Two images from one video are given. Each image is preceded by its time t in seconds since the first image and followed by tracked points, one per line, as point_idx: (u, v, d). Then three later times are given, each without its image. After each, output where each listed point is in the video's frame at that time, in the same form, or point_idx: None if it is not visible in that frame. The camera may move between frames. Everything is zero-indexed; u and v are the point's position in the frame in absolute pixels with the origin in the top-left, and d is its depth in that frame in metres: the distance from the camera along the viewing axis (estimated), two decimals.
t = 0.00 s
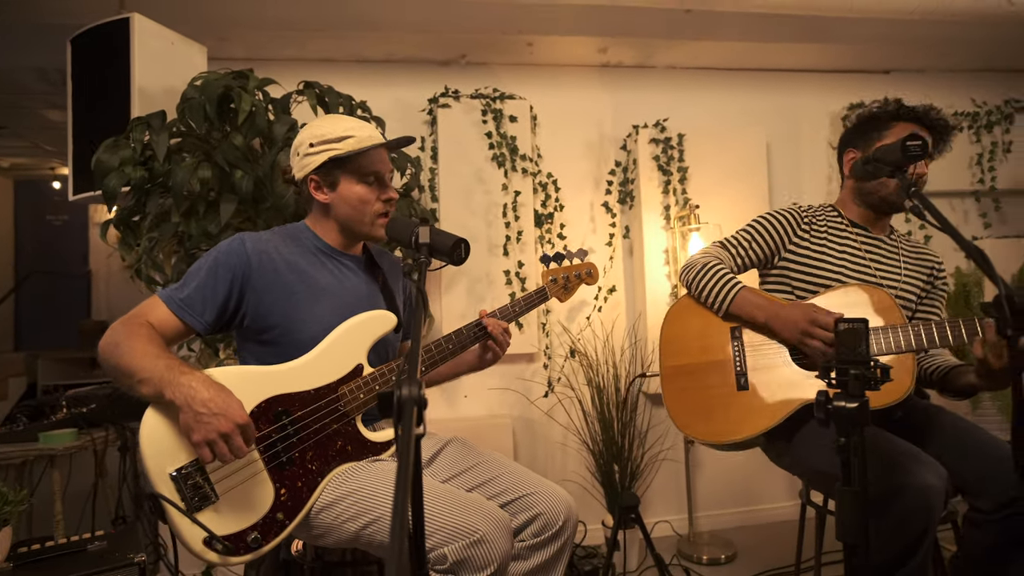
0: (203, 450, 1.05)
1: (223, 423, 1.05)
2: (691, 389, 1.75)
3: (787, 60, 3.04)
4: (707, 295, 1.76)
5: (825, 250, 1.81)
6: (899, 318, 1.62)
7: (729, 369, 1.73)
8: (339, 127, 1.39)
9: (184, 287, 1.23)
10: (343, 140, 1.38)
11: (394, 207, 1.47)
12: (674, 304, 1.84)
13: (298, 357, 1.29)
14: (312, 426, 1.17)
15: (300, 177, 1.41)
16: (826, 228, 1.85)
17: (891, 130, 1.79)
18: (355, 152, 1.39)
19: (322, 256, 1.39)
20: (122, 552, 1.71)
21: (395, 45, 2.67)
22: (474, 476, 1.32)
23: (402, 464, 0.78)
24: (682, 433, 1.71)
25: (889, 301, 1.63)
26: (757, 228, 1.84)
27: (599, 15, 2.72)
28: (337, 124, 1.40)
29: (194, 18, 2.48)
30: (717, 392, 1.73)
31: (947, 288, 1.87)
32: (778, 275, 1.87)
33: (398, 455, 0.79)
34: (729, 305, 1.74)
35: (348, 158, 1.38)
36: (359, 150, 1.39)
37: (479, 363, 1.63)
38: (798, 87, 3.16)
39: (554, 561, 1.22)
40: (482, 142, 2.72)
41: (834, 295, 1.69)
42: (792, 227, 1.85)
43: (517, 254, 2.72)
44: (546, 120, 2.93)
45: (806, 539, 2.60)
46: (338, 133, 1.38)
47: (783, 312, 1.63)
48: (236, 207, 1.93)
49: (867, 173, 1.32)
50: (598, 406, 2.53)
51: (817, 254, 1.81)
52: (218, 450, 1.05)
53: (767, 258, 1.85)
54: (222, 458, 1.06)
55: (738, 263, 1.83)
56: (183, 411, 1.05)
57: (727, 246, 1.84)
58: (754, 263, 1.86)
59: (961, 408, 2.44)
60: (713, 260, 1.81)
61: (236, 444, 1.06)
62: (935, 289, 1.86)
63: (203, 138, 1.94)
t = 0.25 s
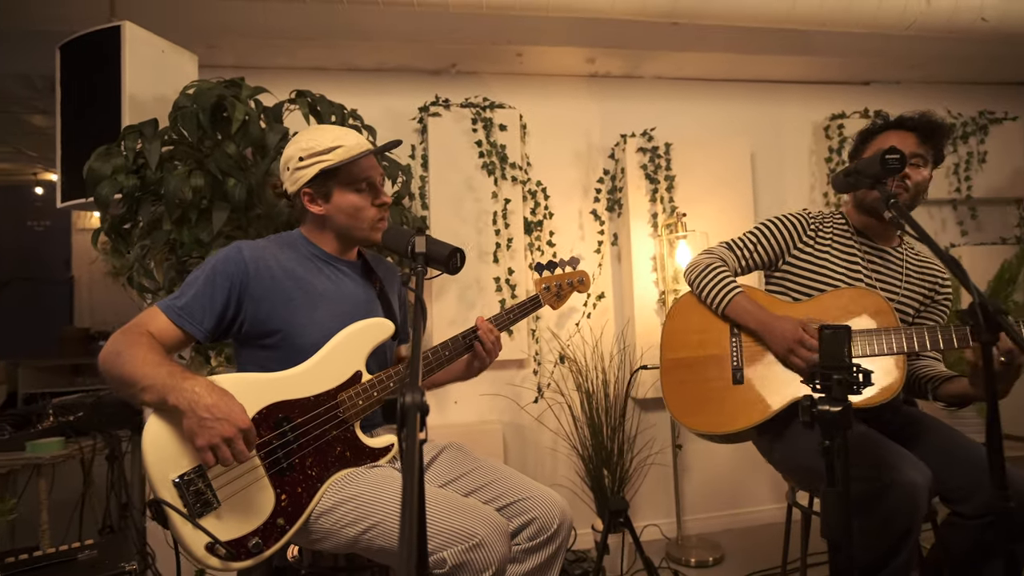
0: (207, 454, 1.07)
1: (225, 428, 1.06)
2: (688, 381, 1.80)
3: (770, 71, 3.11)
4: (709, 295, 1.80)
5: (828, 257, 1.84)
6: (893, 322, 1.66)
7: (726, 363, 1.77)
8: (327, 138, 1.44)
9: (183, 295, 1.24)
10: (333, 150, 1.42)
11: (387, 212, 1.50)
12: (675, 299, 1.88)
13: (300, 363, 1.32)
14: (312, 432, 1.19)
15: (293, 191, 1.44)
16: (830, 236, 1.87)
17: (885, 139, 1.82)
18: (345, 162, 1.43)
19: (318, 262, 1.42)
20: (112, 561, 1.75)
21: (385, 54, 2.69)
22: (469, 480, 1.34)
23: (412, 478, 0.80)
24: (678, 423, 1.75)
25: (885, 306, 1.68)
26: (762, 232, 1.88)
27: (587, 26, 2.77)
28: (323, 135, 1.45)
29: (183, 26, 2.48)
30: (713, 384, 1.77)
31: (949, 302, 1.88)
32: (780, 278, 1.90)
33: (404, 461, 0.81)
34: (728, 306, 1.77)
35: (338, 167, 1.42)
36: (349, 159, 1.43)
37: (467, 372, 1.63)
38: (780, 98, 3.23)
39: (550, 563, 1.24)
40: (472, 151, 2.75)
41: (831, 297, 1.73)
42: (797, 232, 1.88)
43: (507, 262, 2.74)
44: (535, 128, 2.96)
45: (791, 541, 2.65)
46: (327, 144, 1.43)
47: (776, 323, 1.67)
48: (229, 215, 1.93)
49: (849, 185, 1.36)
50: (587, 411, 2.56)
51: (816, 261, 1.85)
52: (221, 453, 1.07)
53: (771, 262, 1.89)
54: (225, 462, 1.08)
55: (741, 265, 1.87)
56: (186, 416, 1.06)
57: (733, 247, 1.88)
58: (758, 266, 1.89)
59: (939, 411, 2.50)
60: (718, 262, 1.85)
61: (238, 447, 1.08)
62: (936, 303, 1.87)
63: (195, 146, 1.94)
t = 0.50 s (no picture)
0: (207, 453, 1.08)
1: (226, 426, 1.09)
2: (685, 379, 1.86)
3: (760, 78, 3.16)
4: (703, 296, 1.86)
5: (824, 258, 1.87)
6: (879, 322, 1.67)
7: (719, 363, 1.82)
8: (322, 144, 1.46)
9: (183, 300, 1.26)
10: (327, 156, 1.45)
11: (382, 217, 1.51)
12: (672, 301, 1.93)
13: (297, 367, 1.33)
14: (310, 433, 1.21)
15: (290, 197, 1.48)
16: (828, 236, 1.89)
17: (869, 145, 1.84)
18: (337, 167, 1.45)
19: (315, 267, 1.44)
20: (109, 560, 1.75)
21: (380, 58, 2.71)
22: (465, 479, 1.37)
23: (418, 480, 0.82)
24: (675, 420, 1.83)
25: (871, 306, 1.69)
26: (759, 235, 1.91)
27: (580, 33, 2.80)
28: (319, 142, 1.47)
29: (179, 28, 2.49)
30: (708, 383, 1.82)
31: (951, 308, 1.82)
32: (776, 279, 1.94)
33: (411, 459, 0.84)
34: (719, 307, 1.81)
35: (330, 172, 1.44)
36: (341, 164, 1.45)
37: (461, 373, 1.65)
38: (769, 104, 3.29)
39: (544, 559, 1.27)
40: (466, 155, 2.78)
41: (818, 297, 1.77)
42: (794, 236, 1.91)
43: (500, 264, 2.77)
44: (529, 133, 2.99)
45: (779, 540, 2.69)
46: (321, 150, 1.45)
47: (761, 329, 1.72)
48: (226, 218, 1.95)
49: (835, 192, 1.40)
50: (580, 413, 2.59)
51: (811, 266, 1.87)
52: (223, 452, 1.09)
53: (767, 263, 1.92)
54: (226, 460, 1.09)
55: (737, 267, 1.92)
56: (185, 417, 1.08)
57: (730, 250, 1.92)
58: (754, 266, 1.93)
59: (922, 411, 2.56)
60: (714, 264, 1.90)
61: (239, 445, 1.10)
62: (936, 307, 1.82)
63: (192, 148, 1.96)
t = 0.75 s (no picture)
0: (210, 448, 1.10)
1: (227, 421, 1.10)
2: (667, 385, 1.90)
3: (753, 83, 3.20)
4: (683, 306, 1.91)
5: (800, 270, 1.90)
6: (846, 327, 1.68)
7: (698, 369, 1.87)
8: (319, 144, 1.49)
9: (185, 300, 1.28)
10: (324, 155, 1.47)
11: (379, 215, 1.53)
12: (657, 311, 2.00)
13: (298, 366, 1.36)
14: (310, 429, 1.23)
15: (290, 196, 1.51)
16: (805, 249, 1.92)
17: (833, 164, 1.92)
18: (335, 165, 1.48)
19: (314, 267, 1.46)
20: (107, 556, 1.78)
21: (377, 59, 2.73)
22: (462, 476, 1.39)
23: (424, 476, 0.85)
24: (658, 425, 1.87)
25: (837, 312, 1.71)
26: (736, 247, 1.99)
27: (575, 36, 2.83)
28: (316, 142, 1.50)
29: (177, 28, 2.50)
30: (688, 388, 1.86)
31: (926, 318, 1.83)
32: (757, 291, 1.99)
33: (416, 453, 0.86)
34: (694, 314, 1.88)
35: (328, 170, 1.47)
36: (339, 162, 1.48)
37: (460, 371, 1.68)
38: (762, 108, 3.33)
39: (539, 554, 1.29)
40: (463, 156, 2.80)
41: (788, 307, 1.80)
42: (771, 249, 1.98)
43: (496, 265, 2.80)
44: (525, 135, 3.02)
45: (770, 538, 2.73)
46: (319, 149, 1.48)
47: (727, 340, 1.77)
48: (225, 217, 1.96)
49: (825, 197, 1.43)
50: (574, 412, 2.61)
51: (785, 279, 1.92)
52: (227, 445, 1.10)
53: (747, 275, 1.99)
54: (228, 454, 1.11)
55: (717, 279, 1.99)
56: (186, 413, 1.09)
57: (710, 262, 2.00)
58: (734, 279, 2.00)
59: (910, 411, 2.62)
60: (695, 275, 1.97)
61: (241, 438, 1.11)
62: (908, 316, 1.83)
63: (190, 148, 1.98)
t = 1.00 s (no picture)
0: (213, 450, 1.12)
1: (230, 424, 1.12)
2: (653, 398, 1.93)
3: (747, 91, 3.25)
4: (666, 320, 1.93)
5: (769, 281, 1.92)
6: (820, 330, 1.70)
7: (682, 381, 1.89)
8: (322, 146, 1.53)
9: (188, 303, 1.30)
10: (326, 156, 1.50)
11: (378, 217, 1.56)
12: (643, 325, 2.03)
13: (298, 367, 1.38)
14: (311, 431, 1.25)
15: (290, 196, 1.54)
16: (774, 260, 1.94)
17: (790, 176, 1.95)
18: (336, 166, 1.51)
19: (315, 270, 1.49)
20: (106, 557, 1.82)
21: (375, 65, 2.76)
22: (460, 477, 1.41)
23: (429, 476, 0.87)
24: (646, 438, 1.91)
25: (811, 318, 1.72)
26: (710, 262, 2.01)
27: (573, 44, 2.87)
28: (319, 145, 1.53)
29: (178, 32, 2.52)
30: (673, 401, 1.89)
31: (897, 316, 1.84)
32: (731, 304, 2.00)
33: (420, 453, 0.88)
34: (676, 327, 1.90)
35: (329, 171, 1.50)
36: (339, 163, 1.51)
37: (458, 374, 1.70)
38: (756, 117, 3.38)
39: (536, 554, 1.32)
40: (460, 161, 2.83)
41: (765, 316, 1.81)
42: (742, 262, 1.99)
43: (492, 269, 2.82)
44: (521, 141, 3.05)
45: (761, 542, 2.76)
46: (321, 151, 1.51)
47: (715, 339, 1.79)
48: (225, 221, 1.98)
49: (816, 207, 1.44)
50: (568, 416, 2.63)
51: (756, 291, 1.93)
52: (229, 448, 1.12)
53: (721, 289, 2.01)
54: (231, 457, 1.13)
55: (695, 293, 2.01)
56: (190, 416, 1.11)
57: (687, 276, 2.02)
58: (710, 292, 2.02)
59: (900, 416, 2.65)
60: (673, 289, 1.99)
61: (243, 441, 1.13)
62: (880, 317, 1.84)
63: (191, 152, 2.00)
